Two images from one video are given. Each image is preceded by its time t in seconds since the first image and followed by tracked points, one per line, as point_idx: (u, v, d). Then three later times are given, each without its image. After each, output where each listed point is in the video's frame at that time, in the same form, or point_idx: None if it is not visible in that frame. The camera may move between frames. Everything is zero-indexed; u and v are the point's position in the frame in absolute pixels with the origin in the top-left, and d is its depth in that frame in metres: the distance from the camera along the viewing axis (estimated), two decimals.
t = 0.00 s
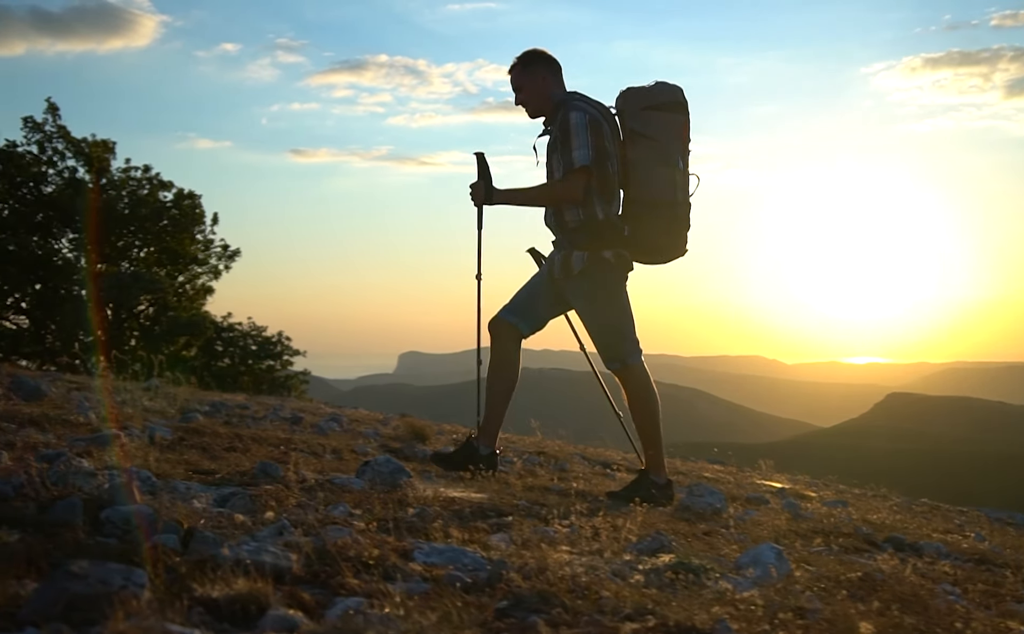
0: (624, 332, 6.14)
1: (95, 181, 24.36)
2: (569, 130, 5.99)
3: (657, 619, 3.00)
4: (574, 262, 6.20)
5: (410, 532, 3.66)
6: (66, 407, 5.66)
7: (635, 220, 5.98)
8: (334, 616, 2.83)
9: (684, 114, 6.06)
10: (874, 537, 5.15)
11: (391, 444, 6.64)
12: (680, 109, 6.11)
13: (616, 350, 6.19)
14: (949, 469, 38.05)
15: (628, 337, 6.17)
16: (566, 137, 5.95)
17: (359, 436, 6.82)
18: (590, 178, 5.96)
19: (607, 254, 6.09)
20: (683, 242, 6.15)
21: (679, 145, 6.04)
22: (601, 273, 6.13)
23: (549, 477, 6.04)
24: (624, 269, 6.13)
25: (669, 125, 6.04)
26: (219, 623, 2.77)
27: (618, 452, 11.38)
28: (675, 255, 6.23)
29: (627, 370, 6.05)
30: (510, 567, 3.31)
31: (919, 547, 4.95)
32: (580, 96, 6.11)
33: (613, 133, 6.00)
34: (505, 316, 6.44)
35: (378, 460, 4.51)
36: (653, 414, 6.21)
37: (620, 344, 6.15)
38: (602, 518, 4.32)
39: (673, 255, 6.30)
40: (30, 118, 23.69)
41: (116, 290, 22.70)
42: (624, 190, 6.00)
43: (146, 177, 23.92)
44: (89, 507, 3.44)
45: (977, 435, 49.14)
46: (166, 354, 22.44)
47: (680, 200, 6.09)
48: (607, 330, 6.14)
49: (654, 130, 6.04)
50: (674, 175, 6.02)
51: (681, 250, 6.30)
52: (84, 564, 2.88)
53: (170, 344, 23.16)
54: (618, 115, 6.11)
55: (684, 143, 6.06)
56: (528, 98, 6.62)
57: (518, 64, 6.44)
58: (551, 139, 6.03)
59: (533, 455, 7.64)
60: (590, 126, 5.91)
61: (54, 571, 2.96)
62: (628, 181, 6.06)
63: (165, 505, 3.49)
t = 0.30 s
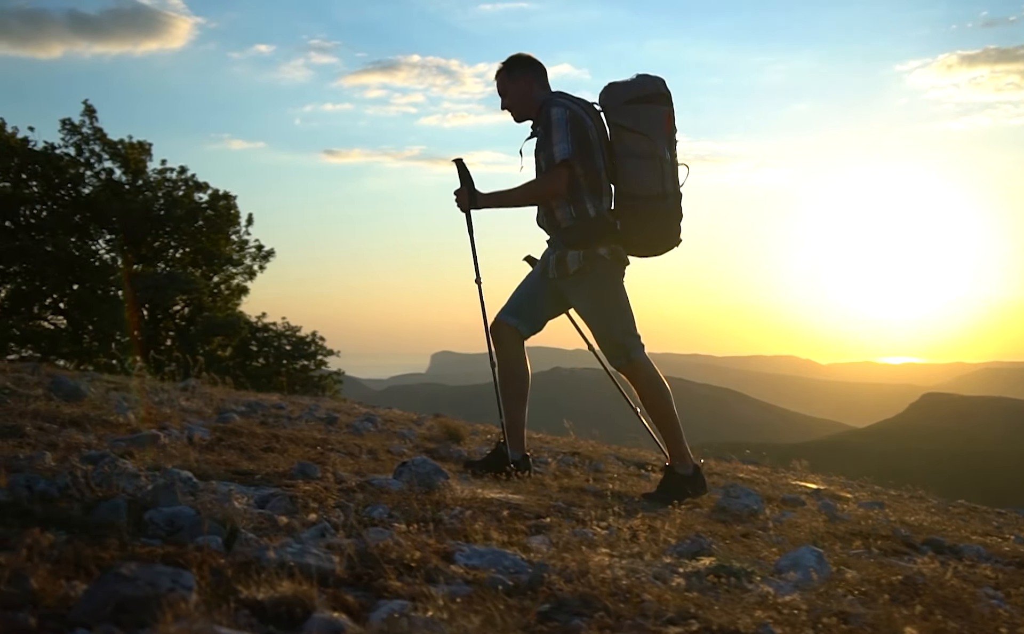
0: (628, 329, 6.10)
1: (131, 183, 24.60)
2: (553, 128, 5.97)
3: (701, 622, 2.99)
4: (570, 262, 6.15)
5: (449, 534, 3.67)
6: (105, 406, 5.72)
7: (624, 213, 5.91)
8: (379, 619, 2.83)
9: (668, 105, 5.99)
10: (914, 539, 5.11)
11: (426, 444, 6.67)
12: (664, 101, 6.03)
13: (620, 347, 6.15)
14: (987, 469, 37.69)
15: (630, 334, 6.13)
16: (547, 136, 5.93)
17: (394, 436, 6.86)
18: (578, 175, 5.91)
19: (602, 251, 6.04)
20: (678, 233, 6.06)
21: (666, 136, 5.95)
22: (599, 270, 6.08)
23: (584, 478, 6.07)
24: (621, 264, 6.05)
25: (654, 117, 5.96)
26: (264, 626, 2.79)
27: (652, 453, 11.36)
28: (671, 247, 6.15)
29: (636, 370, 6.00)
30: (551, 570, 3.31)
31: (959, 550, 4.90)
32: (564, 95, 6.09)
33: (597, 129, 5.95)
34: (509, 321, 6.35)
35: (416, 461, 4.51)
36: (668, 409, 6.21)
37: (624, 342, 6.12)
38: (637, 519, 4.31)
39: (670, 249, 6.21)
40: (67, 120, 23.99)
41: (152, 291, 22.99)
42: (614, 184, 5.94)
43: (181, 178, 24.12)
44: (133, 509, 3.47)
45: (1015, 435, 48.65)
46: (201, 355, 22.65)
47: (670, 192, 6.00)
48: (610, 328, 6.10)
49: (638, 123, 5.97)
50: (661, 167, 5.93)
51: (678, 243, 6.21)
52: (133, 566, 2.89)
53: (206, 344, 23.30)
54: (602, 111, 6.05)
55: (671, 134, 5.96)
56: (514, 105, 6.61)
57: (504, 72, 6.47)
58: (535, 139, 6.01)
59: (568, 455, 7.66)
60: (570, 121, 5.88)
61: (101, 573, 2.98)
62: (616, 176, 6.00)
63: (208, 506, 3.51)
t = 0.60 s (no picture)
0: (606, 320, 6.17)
1: (162, 184, 24.76)
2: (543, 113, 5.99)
3: (739, 626, 2.98)
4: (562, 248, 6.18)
5: (484, 535, 3.68)
6: (139, 406, 5.77)
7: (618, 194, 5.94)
8: (418, 621, 2.84)
9: (658, 85, 6.01)
10: (948, 542, 5.07)
11: (457, 445, 6.69)
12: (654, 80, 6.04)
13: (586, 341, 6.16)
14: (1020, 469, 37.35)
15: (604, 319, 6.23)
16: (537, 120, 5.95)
17: (425, 436, 6.88)
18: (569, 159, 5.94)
19: (594, 234, 6.06)
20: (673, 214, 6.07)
21: (657, 116, 5.98)
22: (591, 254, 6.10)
23: (615, 479, 6.07)
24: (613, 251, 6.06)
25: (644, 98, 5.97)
26: (304, 628, 2.80)
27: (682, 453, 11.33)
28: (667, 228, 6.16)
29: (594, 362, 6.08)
30: (588, 572, 3.30)
31: (995, 553, 4.86)
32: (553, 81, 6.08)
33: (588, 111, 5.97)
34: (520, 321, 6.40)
35: (448, 461, 4.50)
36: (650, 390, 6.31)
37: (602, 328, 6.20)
38: (670, 521, 4.30)
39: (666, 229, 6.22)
40: (99, 122, 24.16)
41: (183, 291, 22.99)
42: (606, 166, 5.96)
43: (211, 179, 24.26)
44: (172, 509, 3.50)
45: None
46: (232, 355, 22.72)
47: (664, 173, 6.01)
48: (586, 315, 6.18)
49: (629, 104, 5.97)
50: (653, 147, 5.96)
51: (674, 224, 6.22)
52: (175, 569, 2.90)
53: (235, 343, 23.40)
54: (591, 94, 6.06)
55: (663, 114, 5.97)
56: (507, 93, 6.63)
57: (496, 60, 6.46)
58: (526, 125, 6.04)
59: (598, 456, 7.66)
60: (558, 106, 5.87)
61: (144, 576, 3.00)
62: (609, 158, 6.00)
63: (244, 507, 3.53)
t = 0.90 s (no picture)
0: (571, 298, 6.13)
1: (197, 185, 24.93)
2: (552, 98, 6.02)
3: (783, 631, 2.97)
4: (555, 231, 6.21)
5: (524, 538, 3.68)
6: (178, 406, 5.81)
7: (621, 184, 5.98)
8: (464, 625, 2.85)
9: (666, 80, 6.07)
10: (990, 545, 5.03)
11: (493, 445, 6.71)
12: (662, 73, 6.10)
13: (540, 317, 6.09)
14: None
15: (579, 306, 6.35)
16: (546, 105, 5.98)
17: (461, 437, 6.90)
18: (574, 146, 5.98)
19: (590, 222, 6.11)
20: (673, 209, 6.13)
21: (663, 110, 6.04)
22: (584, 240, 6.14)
23: (652, 480, 6.07)
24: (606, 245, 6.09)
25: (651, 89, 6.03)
26: (351, 630, 2.81)
27: (718, 454, 11.29)
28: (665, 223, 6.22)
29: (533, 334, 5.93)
30: (630, 575, 3.30)
31: None
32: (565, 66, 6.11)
33: (595, 100, 6.02)
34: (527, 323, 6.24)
35: (486, 463, 4.51)
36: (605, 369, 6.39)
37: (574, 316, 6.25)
38: (709, 524, 4.28)
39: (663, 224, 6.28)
40: (136, 124, 24.37)
41: (218, 291, 23.12)
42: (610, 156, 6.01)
43: (246, 180, 24.41)
44: (216, 511, 3.52)
45: None
46: (267, 356, 22.84)
47: (666, 167, 6.07)
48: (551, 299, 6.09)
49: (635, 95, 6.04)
50: (658, 141, 6.02)
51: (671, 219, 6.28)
52: (224, 571, 2.92)
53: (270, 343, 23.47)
54: (599, 82, 6.11)
55: (669, 107, 6.04)
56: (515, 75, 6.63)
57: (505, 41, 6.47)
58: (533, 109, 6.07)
59: (634, 457, 7.65)
60: (568, 93, 5.90)
61: (192, 577, 3.02)
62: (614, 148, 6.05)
63: (287, 508, 3.55)
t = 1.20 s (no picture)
0: (548, 293, 6.14)
1: (227, 186, 25.05)
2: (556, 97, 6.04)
3: None
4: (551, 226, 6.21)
5: (558, 540, 3.69)
6: (210, 407, 5.86)
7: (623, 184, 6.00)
8: (502, 629, 2.86)
9: (670, 81, 6.09)
10: None
11: (524, 447, 6.75)
12: (666, 75, 6.12)
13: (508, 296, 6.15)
14: None
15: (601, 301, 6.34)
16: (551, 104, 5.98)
17: (492, 437, 6.95)
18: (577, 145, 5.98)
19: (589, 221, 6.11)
20: (675, 209, 6.15)
21: (666, 111, 6.06)
22: (581, 239, 6.14)
23: (682, 481, 6.06)
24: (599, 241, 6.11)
25: (655, 89, 6.06)
26: None
27: (748, 456, 11.24)
28: (666, 224, 6.23)
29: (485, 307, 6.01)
30: (668, 580, 3.30)
31: None
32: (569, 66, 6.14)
33: (600, 100, 6.03)
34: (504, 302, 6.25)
35: (519, 465, 4.52)
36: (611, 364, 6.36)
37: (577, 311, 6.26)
38: (742, 526, 4.27)
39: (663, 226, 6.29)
40: (166, 126, 24.52)
41: (248, 292, 23.19)
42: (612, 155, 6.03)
43: (275, 181, 24.50)
44: (253, 513, 3.54)
45: None
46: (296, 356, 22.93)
47: (667, 169, 6.09)
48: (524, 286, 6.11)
49: (639, 95, 6.06)
50: (662, 142, 6.04)
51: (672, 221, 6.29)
52: (267, 574, 2.93)
53: (300, 344, 23.57)
54: (605, 82, 6.11)
55: (671, 107, 6.07)
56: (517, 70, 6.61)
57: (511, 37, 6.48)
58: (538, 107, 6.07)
59: (665, 458, 7.63)
60: (574, 92, 5.93)
61: (234, 581, 3.04)
62: (617, 147, 6.07)
63: (324, 510, 3.57)
